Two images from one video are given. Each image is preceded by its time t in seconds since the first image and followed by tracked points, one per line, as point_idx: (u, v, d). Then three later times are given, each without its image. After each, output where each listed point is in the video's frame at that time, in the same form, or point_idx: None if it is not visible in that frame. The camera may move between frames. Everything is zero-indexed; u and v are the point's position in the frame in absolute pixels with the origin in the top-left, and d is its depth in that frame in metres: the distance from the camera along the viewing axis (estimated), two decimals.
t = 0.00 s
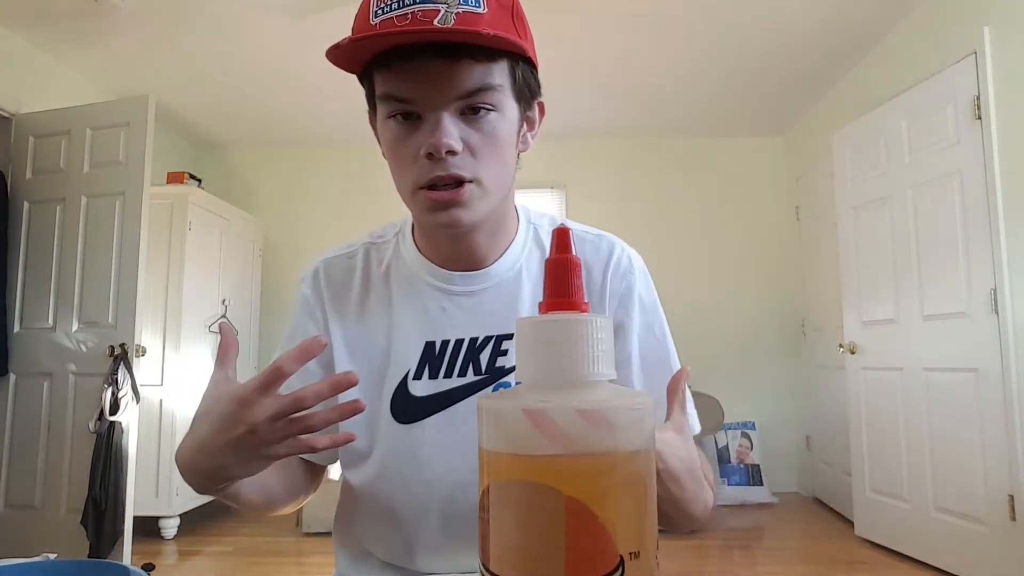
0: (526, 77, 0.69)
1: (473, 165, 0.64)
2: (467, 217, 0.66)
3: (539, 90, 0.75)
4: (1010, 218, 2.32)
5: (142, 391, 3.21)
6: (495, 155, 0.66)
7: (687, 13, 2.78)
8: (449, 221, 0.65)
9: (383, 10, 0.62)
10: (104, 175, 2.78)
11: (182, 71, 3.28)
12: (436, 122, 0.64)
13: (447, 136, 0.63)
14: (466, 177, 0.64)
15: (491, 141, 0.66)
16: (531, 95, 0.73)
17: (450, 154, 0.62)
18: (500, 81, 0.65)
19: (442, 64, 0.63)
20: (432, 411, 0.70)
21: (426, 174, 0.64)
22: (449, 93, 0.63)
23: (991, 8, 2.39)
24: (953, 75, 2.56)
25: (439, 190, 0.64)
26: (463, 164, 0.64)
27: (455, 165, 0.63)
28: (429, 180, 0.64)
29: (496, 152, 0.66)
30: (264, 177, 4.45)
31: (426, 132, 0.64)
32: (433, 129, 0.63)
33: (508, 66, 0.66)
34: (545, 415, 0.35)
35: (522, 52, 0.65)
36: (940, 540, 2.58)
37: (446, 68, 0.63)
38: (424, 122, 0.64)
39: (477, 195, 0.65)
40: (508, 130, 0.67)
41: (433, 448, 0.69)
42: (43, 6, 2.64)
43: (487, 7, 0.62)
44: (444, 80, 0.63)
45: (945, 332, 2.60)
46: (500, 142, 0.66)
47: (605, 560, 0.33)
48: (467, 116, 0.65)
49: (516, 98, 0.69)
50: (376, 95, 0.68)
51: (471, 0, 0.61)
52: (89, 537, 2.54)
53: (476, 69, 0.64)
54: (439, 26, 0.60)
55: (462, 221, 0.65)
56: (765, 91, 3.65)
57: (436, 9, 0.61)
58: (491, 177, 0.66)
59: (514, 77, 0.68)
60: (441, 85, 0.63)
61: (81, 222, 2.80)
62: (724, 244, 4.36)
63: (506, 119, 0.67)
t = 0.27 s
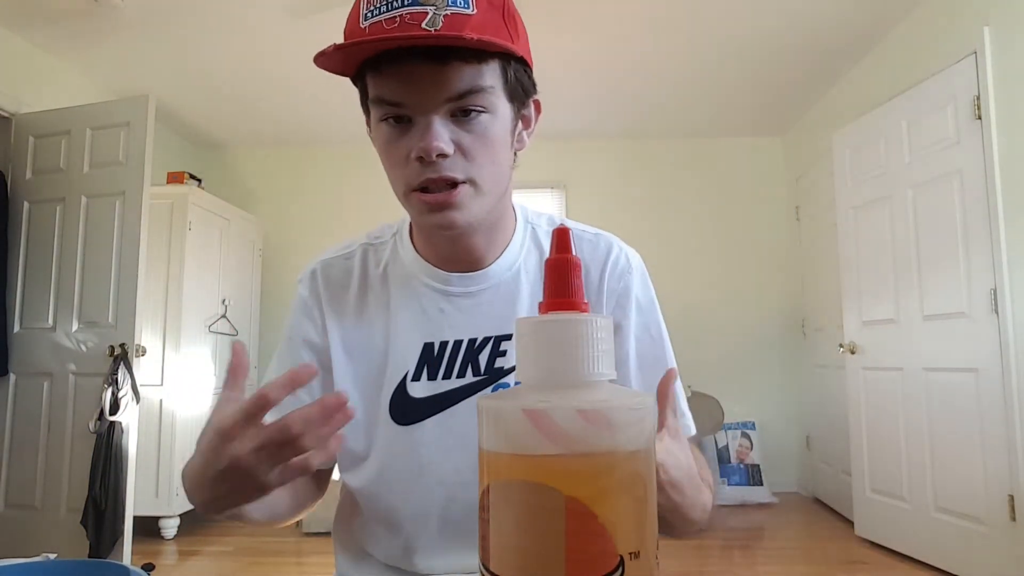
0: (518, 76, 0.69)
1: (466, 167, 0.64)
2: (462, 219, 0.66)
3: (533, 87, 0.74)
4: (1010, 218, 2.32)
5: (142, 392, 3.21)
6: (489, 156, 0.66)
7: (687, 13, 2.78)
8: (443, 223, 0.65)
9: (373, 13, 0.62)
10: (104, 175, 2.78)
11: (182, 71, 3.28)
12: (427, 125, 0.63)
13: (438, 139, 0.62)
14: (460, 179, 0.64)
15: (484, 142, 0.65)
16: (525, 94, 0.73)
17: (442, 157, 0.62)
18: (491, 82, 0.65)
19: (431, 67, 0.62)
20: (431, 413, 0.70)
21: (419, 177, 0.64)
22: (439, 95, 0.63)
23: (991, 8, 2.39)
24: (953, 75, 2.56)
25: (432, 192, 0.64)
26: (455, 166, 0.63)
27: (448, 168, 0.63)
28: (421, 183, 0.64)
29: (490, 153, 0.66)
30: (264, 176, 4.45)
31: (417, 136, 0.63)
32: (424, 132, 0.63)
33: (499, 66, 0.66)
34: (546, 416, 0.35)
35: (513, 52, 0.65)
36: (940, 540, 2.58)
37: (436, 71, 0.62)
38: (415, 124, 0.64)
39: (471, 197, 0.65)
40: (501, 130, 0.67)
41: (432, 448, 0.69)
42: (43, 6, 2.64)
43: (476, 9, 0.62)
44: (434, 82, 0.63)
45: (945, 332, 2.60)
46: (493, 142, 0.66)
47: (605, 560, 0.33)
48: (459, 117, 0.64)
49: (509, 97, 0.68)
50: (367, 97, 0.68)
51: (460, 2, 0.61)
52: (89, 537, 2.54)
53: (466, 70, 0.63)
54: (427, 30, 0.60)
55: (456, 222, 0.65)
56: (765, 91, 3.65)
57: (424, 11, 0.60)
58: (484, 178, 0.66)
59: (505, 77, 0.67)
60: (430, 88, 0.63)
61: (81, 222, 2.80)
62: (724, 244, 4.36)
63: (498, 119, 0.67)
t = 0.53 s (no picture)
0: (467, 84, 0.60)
1: (417, 197, 0.60)
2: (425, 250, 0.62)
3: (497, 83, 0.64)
4: (1010, 218, 2.32)
5: (142, 391, 3.20)
6: (441, 181, 0.60)
7: (687, 13, 2.78)
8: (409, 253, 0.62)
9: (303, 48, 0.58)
10: (104, 175, 2.78)
11: (181, 71, 3.28)
12: (367, 164, 0.59)
13: (379, 178, 0.58)
14: (412, 212, 0.60)
15: (434, 170, 0.60)
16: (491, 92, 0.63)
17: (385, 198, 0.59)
18: (427, 105, 0.58)
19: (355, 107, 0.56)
20: (432, 416, 0.69)
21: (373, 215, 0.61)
22: (369, 133, 0.58)
23: (991, 8, 2.39)
24: (953, 75, 2.56)
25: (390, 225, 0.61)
26: (403, 203, 0.60)
27: (397, 203, 0.60)
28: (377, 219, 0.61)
29: (442, 178, 0.60)
30: (264, 176, 4.45)
31: (361, 175, 0.60)
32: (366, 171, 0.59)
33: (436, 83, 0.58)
34: (545, 416, 0.35)
35: (441, 69, 0.57)
36: (940, 540, 2.58)
37: (360, 111, 0.56)
38: (360, 163, 0.60)
39: (430, 228, 0.61)
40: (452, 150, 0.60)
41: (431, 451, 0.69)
42: (42, 6, 2.64)
43: (389, 36, 0.55)
44: (361, 122, 0.57)
45: (945, 332, 2.60)
46: (445, 166, 0.60)
47: (606, 559, 0.33)
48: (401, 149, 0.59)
49: (455, 113, 0.60)
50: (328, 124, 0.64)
51: (372, 31, 0.54)
52: (89, 537, 2.54)
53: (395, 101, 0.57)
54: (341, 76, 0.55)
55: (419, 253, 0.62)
56: (765, 90, 3.65)
57: (338, 54, 0.55)
58: (444, 205, 0.61)
59: (447, 92, 0.59)
60: (359, 128, 0.57)
61: (82, 222, 2.80)
62: (724, 244, 4.36)
63: (449, 138, 0.60)
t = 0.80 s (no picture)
0: (358, 111, 0.54)
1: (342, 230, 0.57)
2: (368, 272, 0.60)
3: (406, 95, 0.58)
4: (1010, 218, 2.32)
5: (142, 391, 3.20)
6: (359, 212, 0.57)
7: (687, 13, 2.78)
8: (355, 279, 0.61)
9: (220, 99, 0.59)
10: (104, 175, 2.78)
11: (181, 71, 3.28)
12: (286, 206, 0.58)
13: (296, 222, 0.57)
14: (337, 247, 0.58)
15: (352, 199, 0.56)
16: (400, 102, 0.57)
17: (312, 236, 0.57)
18: (316, 143, 0.54)
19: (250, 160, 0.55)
20: (414, 427, 0.68)
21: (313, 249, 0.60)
22: (275, 180, 0.56)
23: (992, 8, 2.39)
24: (953, 75, 2.56)
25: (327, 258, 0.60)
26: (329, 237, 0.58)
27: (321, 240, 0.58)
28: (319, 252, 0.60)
29: (357, 210, 0.57)
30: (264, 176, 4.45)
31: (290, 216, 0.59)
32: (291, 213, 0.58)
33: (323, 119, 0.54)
34: (546, 416, 0.35)
35: (314, 109, 0.53)
36: (940, 540, 2.58)
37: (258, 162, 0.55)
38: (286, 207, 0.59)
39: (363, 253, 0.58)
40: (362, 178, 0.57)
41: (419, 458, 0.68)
42: (42, 6, 2.64)
43: (258, 85, 0.53)
44: (264, 170, 0.56)
45: (945, 332, 2.60)
46: (359, 198, 0.57)
47: (606, 559, 0.33)
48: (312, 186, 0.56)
49: (352, 144, 0.55)
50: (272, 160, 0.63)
51: (243, 86, 0.53)
52: (89, 537, 2.54)
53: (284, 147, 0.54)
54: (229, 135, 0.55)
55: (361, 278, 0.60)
56: (765, 90, 3.65)
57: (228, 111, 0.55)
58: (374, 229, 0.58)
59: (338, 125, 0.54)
60: (267, 175, 0.56)
61: (81, 223, 2.80)
62: (724, 244, 4.36)
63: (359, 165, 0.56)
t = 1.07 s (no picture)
0: (271, 132, 0.51)
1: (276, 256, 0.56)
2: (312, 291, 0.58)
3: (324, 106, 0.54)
4: (1010, 218, 2.32)
5: (142, 391, 3.20)
6: (291, 234, 0.55)
7: (686, 14, 2.79)
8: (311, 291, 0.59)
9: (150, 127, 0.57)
10: (103, 175, 2.78)
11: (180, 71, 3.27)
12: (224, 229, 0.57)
13: (235, 245, 0.56)
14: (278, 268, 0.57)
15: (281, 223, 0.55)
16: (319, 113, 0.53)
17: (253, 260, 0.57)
18: (230, 171, 0.52)
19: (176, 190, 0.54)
20: (391, 436, 0.64)
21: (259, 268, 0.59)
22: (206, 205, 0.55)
23: (991, 8, 2.39)
24: (953, 75, 2.56)
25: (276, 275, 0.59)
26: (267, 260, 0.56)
27: (263, 262, 0.57)
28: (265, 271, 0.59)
29: (289, 232, 0.55)
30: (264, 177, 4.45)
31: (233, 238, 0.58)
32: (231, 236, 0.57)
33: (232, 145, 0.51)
34: (546, 416, 0.35)
35: (221, 139, 0.50)
36: (940, 540, 2.58)
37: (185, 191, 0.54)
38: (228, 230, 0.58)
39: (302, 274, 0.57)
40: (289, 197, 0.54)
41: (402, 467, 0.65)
42: (41, 6, 2.64)
43: (164, 119, 0.51)
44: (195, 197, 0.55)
45: (945, 332, 2.60)
46: (290, 219, 0.55)
47: (607, 558, 0.33)
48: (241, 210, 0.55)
49: (268, 166, 0.53)
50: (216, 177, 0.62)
51: (151, 121, 0.51)
52: (89, 537, 2.54)
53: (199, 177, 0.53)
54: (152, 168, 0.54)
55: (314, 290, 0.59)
56: (766, 91, 3.65)
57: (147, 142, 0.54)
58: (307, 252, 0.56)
59: (250, 152, 0.52)
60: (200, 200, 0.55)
61: (81, 223, 2.80)
62: (723, 244, 4.36)
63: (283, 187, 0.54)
